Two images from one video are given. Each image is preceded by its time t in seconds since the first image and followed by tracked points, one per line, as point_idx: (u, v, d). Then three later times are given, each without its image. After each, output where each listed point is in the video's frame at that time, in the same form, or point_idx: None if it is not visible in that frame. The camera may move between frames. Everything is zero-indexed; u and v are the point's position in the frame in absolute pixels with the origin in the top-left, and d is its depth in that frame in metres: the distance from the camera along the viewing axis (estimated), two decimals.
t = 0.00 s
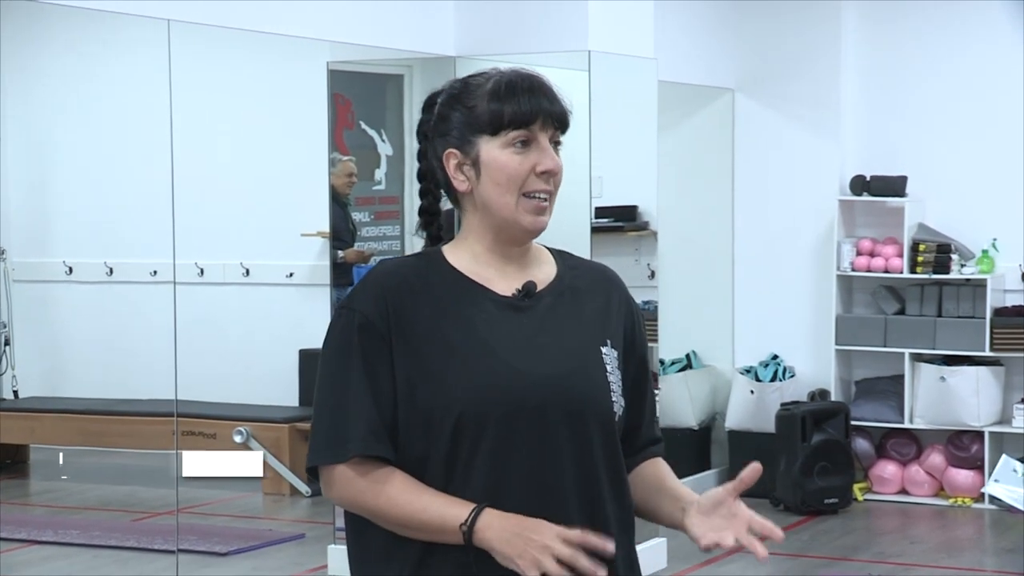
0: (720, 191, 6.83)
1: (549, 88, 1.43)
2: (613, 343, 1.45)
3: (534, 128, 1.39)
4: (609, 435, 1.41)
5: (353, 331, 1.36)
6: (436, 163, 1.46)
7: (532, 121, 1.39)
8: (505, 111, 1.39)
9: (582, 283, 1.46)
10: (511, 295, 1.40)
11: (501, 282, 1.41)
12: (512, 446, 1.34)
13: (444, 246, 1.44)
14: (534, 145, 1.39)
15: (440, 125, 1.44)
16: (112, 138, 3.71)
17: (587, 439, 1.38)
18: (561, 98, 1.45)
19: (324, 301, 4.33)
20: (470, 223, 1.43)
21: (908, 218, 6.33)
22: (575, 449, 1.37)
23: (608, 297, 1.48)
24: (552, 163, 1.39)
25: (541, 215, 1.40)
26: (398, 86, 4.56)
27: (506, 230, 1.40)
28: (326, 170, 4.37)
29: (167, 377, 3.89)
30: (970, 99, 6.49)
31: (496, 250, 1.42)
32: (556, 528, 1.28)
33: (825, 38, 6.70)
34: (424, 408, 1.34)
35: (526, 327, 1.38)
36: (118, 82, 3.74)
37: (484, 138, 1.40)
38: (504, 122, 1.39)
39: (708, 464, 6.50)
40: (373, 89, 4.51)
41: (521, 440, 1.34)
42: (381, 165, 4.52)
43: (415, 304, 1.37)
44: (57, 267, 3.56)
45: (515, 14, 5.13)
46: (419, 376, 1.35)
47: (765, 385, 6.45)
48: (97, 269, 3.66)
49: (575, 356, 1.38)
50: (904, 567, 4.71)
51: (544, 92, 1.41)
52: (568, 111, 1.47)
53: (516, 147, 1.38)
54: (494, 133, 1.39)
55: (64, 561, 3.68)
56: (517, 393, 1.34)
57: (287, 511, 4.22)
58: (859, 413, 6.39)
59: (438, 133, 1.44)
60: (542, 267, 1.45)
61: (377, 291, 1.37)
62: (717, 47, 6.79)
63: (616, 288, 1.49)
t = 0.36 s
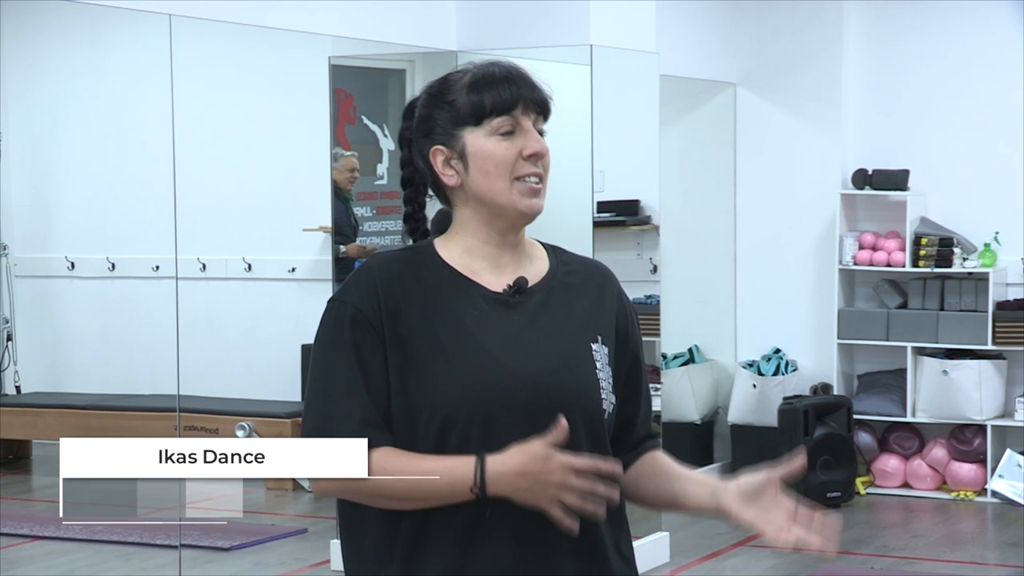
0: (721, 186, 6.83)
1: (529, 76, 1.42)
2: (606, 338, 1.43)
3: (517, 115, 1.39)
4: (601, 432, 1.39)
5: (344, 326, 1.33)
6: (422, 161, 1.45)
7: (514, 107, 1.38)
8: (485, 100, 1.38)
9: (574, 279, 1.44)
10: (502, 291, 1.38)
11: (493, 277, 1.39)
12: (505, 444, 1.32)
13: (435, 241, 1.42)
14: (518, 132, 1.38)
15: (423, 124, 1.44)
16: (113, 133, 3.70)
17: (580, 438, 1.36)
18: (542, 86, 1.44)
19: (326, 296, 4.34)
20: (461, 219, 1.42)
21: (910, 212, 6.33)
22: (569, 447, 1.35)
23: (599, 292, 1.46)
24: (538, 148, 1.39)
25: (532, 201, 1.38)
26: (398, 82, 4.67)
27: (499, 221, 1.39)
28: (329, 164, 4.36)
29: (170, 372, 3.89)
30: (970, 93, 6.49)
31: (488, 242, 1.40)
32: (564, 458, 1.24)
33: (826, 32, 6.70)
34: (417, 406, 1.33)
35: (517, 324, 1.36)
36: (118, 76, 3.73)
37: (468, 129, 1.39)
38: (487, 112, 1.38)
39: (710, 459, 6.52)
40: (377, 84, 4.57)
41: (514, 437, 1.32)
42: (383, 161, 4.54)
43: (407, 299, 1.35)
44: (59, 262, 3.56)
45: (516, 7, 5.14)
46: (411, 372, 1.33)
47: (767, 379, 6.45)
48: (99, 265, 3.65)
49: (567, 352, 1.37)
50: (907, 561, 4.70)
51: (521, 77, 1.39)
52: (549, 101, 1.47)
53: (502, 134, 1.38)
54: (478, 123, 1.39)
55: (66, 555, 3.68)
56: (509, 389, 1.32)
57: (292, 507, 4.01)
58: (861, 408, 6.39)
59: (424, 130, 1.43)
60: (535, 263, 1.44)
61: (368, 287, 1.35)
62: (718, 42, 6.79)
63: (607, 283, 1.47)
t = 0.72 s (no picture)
0: (721, 182, 6.82)
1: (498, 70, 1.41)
2: (608, 325, 1.43)
3: (496, 116, 1.40)
4: (609, 420, 1.39)
5: (340, 337, 1.38)
6: (404, 167, 1.46)
7: (491, 109, 1.39)
8: (461, 104, 1.39)
9: (569, 265, 1.44)
10: (501, 285, 1.39)
11: (488, 273, 1.40)
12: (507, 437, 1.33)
13: (429, 242, 1.43)
14: (499, 133, 1.40)
15: (400, 131, 1.45)
16: (113, 127, 3.70)
17: (585, 424, 1.36)
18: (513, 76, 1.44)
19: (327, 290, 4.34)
20: (450, 222, 1.43)
21: (911, 208, 6.33)
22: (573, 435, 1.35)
23: (598, 279, 1.46)
24: (520, 147, 1.40)
25: (520, 202, 1.41)
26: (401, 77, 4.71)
27: (488, 221, 1.40)
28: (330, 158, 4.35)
29: (171, 368, 3.89)
30: (970, 88, 6.49)
31: (481, 240, 1.41)
32: (487, 454, 1.26)
33: (826, 27, 6.70)
34: (417, 407, 1.35)
35: (516, 320, 1.36)
36: (118, 71, 3.73)
37: (448, 136, 1.41)
38: (465, 118, 1.39)
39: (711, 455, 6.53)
40: (378, 79, 4.59)
41: (519, 432, 1.33)
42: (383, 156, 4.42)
43: (403, 303, 1.37)
44: (59, 257, 3.56)
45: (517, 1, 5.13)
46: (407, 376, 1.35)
47: (767, 375, 6.46)
48: (100, 260, 3.65)
49: (568, 343, 1.37)
50: (908, 557, 4.70)
51: (495, 77, 1.39)
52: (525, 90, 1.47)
53: (482, 139, 1.39)
54: (457, 130, 1.40)
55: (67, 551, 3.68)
56: (509, 384, 1.33)
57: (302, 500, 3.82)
58: (861, 404, 6.40)
59: (403, 137, 1.45)
60: (531, 253, 1.44)
61: (362, 296, 1.38)
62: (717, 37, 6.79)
63: (604, 268, 1.47)
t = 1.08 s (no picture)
0: (722, 179, 6.82)
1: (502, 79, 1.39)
2: (612, 314, 1.42)
3: (496, 129, 1.38)
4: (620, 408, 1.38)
5: (342, 349, 1.39)
6: (400, 171, 1.45)
7: (491, 123, 1.37)
8: (461, 117, 1.37)
9: (570, 257, 1.44)
10: (501, 282, 1.39)
11: (487, 271, 1.40)
12: (517, 435, 1.33)
13: (426, 245, 1.43)
14: (497, 146, 1.38)
15: (396, 136, 1.43)
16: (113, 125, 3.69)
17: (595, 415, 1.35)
18: (510, 79, 1.41)
19: (328, 287, 4.34)
20: (446, 225, 1.43)
21: (912, 205, 6.33)
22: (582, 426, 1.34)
23: (599, 270, 1.45)
24: (519, 160, 1.38)
25: (518, 211, 1.40)
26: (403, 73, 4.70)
27: (486, 228, 1.40)
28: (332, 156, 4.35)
29: (171, 365, 3.89)
30: (970, 85, 6.48)
31: (479, 243, 1.41)
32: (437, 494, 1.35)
33: (828, 24, 6.69)
34: (423, 409, 1.35)
35: (517, 315, 1.36)
36: (118, 68, 3.72)
37: (447, 148, 1.39)
38: (466, 133, 1.37)
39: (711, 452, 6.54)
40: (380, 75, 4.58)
41: (525, 428, 1.33)
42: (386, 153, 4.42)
43: (402, 307, 1.37)
44: (59, 254, 3.56)
45: None
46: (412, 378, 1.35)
47: (768, 372, 6.45)
48: (101, 258, 3.66)
49: (571, 334, 1.36)
50: (908, 554, 4.70)
51: (495, 88, 1.37)
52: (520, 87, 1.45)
53: (482, 154, 1.37)
54: (457, 144, 1.38)
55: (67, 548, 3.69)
56: (512, 379, 1.32)
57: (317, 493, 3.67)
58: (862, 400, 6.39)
59: (399, 142, 1.42)
60: (531, 248, 1.43)
61: (361, 305, 1.38)
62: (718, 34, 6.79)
63: (605, 259, 1.47)
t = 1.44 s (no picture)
0: (722, 176, 6.82)
1: (499, 80, 1.38)
2: (616, 314, 1.42)
3: (493, 130, 1.37)
4: (622, 410, 1.38)
5: (345, 352, 1.38)
6: (401, 175, 1.44)
7: (488, 124, 1.36)
8: (458, 118, 1.36)
9: (574, 258, 1.44)
10: (505, 284, 1.39)
11: (490, 272, 1.40)
12: (522, 435, 1.33)
13: (430, 248, 1.43)
14: (495, 147, 1.37)
15: (396, 139, 1.42)
16: (114, 123, 3.69)
17: (599, 415, 1.35)
18: (508, 79, 1.40)
19: (327, 285, 4.33)
20: (448, 228, 1.42)
21: (912, 201, 6.33)
22: (586, 427, 1.34)
23: (603, 270, 1.45)
24: (517, 160, 1.37)
25: (518, 213, 1.39)
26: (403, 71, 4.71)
27: (487, 232, 1.39)
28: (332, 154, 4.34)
29: (172, 363, 3.89)
30: (970, 82, 6.48)
31: (482, 246, 1.40)
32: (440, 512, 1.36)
33: (828, 21, 6.68)
34: (429, 411, 1.35)
35: (522, 317, 1.36)
36: (116, 65, 3.72)
37: (446, 150, 1.38)
38: (462, 135, 1.36)
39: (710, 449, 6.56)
40: (380, 73, 4.59)
41: (531, 430, 1.33)
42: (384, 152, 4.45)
43: (405, 312, 1.36)
44: (59, 252, 3.55)
45: None
46: (416, 381, 1.35)
47: (768, 369, 6.46)
48: (101, 256, 3.66)
49: (576, 335, 1.36)
50: (909, 551, 4.70)
51: (492, 88, 1.36)
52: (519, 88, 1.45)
53: (479, 156, 1.36)
54: (454, 146, 1.37)
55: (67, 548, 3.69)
56: (518, 382, 1.33)
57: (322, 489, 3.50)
58: (862, 397, 6.40)
59: (400, 145, 1.42)
60: (534, 248, 1.43)
61: (364, 308, 1.38)
62: (718, 31, 6.79)
63: (609, 259, 1.47)
